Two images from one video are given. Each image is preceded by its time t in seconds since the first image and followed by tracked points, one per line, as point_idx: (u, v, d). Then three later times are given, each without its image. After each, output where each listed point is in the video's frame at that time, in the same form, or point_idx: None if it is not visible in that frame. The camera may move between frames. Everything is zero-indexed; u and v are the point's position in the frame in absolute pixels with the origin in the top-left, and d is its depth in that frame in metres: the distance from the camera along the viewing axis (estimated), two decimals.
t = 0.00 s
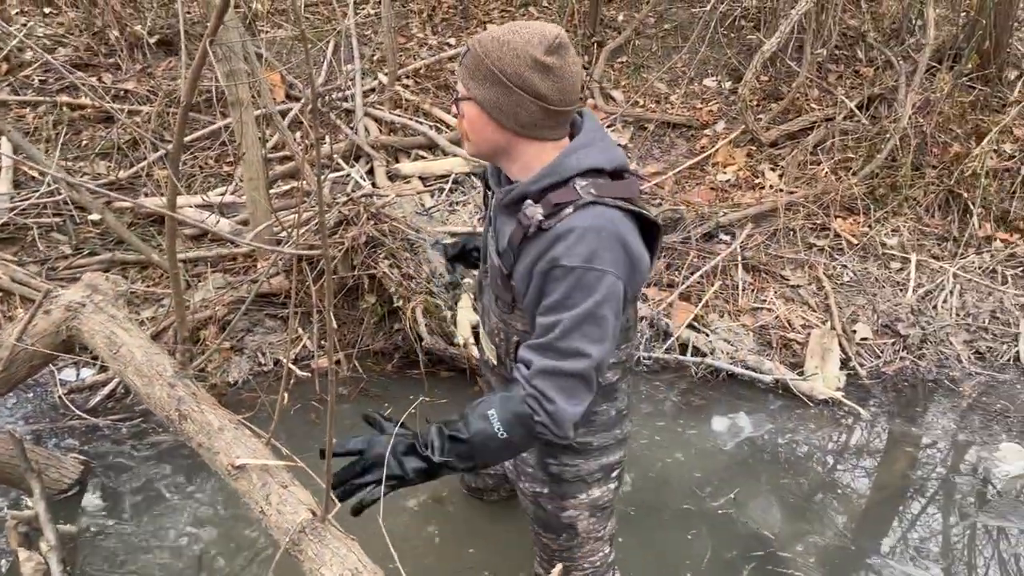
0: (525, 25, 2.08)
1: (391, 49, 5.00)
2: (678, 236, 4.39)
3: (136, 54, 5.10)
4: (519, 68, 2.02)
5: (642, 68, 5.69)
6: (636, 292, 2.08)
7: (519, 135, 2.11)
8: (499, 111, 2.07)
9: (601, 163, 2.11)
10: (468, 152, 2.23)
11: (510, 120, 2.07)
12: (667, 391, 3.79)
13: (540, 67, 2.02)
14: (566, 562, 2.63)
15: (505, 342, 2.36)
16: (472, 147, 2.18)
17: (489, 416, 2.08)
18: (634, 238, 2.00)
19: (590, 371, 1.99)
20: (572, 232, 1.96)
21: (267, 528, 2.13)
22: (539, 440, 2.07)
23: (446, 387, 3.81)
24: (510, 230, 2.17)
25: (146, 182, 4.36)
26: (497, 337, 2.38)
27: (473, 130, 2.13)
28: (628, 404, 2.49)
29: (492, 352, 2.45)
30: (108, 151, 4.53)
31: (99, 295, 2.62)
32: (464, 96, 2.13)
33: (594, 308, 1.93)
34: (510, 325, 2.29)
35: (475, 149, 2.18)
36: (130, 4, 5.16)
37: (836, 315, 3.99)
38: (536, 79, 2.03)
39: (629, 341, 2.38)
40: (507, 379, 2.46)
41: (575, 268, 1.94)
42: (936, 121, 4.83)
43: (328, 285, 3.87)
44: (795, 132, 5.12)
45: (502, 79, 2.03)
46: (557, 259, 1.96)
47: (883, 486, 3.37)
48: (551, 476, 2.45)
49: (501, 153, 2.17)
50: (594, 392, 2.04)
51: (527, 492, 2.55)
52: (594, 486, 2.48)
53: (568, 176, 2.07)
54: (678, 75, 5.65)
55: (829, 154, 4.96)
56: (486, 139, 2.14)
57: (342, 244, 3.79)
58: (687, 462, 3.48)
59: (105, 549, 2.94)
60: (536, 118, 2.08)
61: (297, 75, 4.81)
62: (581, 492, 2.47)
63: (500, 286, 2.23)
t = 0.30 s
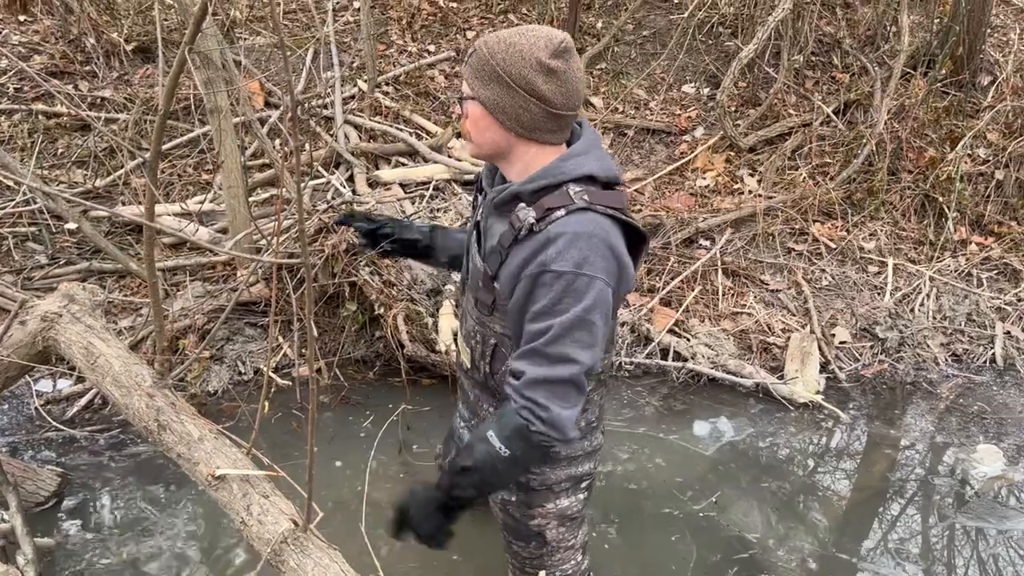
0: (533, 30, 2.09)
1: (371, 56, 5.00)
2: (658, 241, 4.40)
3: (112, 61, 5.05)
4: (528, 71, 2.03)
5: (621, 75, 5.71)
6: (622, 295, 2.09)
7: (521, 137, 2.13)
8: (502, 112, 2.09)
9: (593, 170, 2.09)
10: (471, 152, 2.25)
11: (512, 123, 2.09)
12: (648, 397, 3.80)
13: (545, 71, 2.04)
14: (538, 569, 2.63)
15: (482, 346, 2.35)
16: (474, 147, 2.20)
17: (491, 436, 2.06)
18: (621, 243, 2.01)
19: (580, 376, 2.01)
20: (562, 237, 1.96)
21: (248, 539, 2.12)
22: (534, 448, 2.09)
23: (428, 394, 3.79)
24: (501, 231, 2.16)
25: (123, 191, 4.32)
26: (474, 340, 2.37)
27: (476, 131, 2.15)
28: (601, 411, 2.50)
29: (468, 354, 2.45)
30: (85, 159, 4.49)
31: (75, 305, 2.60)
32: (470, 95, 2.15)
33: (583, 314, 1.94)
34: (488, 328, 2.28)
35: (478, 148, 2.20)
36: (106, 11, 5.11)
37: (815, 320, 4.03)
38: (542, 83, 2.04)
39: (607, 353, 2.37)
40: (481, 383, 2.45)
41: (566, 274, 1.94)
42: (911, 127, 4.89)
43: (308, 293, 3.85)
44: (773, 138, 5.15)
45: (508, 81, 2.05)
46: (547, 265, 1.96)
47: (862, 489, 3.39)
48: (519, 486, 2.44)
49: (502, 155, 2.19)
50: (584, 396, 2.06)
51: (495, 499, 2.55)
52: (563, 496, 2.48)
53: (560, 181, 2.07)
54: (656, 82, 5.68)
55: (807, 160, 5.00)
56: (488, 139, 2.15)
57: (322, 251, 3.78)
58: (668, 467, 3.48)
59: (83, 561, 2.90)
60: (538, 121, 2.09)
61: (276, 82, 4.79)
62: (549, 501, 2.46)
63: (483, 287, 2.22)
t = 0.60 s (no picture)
0: (527, 28, 2.11)
1: (356, 60, 4.99)
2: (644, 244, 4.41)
3: (95, 64, 5.03)
4: (523, 65, 2.04)
5: (606, 78, 5.72)
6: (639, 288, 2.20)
7: (521, 134, 2.13)
8: (504, 111, 2.09)
9: (608, 167, 2.18)
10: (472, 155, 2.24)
11: (512, 119, 2.09)
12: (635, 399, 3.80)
13: (543, 66, 2.05)
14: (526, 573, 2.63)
15: (484, 346, 2.33)
16: (475, 147, 2.20)
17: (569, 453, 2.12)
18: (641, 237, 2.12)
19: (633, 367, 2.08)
20: (598, 236, 2.03)
21: (233, 544, 2.11)
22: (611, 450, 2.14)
23: (414, 397, 3.79)
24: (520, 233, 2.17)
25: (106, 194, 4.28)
26: (476, 341, 2.34)
27: (477, 130, 2.16)
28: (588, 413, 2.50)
29: (463, 360, 2.43)
30: (67, 163, 4.45)
31: (57, 309, 2.58)
32: (471, 97, 2.15)
33: (633, 306, 2.03)
34: (495, 328, 2.26)
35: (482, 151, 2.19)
36: (88, 14, 5.08)
37: (799, 322, 4.05)
38: (540, 77, 2.05)
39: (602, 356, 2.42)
40: (480, 386, 2.47)
41: (611, 271, 2.01)
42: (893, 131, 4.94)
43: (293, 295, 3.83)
44: (756, 141, 5.18)
45: (508, 78, 2.06)
46: (592, 265, 2.01)
47: (845, 491, 3.41)
48: (519, 487, 2.51)
49: (503, 154, 2.19)
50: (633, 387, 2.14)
51: (494, 502, 2.60)
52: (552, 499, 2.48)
53: (580, 182, 2.13)
54: (641, 86, 5.70)
55: (791, 163, 5.04)
56: (491, 139, 2.15)
57: (307, 255, 3.76)
58: (653, 469, 3.49)
59: (65, 568, 2.87)
60: (539, 118, 2.10)
61: (260, 86, 4.77)
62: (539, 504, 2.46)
63: (493, 289, 2.19)
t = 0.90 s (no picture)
0: (508, 33, 2.12)
1: (350, 64, 4.99)
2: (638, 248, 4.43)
3: (87, 68, 5.02)
4: (507, 70, 2.06)
5: (599, 83, 5.74)
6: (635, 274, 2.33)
7: (511, 136, 2.13)
8: (493, 115, 2.10)
9: (609, 166, 2.23)
10: (464, 161, 2.24)
11: (501, 122, 2.10)
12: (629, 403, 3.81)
13: (526, 68, 2.06)
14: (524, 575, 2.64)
15: (497, 351, 2.31)
16: (466, 154, 2.21)
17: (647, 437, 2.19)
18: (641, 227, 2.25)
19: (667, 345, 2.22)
20: (624, 231, 2.11)
21: (228, 549, 2.11)
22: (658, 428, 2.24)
23: (407, 402, 3.78)
24: (538, 235, 2.18)
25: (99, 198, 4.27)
26: (487, 347, 2.32)
27: (467, 136, 2.16)
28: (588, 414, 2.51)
29: (471, 369, 2.39)
30: (59, 166, 4.44)
31: (50, 313, 2.58)
32: (459, 103, 2.15)
33: (664, 289, 2.16)
34: (510, 333, 2.25)
35: (474, 158, 2.20)
36: (81, 17, 5.07)
37: (791, 325, 4.07)
38: (525, 81, 2.06)
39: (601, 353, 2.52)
40: (493, 394, 2.42)
41: (643, 260, 2.11)
42: (884, 135, 4.97)
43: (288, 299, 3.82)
44: (749, 146, 5.21)
45: (494, 84, 2.07)
46: (628, 258, 2.09)
47: (837, 494, 3.42)
48: (531, 488, 2.55)
49: (494, 158, 2.20)
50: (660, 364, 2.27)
51: (505, 507, 2.61)
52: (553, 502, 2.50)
53: (590, 180, 2.18)
54: (634, 91, 5.72)
55: (783, 167, 5.06)
56: (483, 144, 2.16)
57: (301, 259, 3.75)
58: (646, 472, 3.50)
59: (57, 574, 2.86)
60: (528, 121, 2.11)
61: (253, 90, 4.77)
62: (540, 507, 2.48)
63: (509, 293, 2.18)
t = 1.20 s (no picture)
0: (497, 40, 2.12)
1: (349, 69, 5.00)
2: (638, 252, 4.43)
3: (87, 71, 5.03)
4: (498, 77, 2.06)
5: (598, 88, 5.75)
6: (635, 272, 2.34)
7: (507, 143, 2.14)
8: (487, 123, 2.10)
9: (606, 168, 2.23)
10: (460, 169, 2.24)
11: (496, 130, 2.10)
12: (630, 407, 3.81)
13: (519, 74, 2.06)
14: None
15: (501, 356, 2.31)
16: (462, 162, 2.21)
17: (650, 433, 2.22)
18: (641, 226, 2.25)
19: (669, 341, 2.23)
20: (624, 232, 2.11)
21: (230, 552, 2.11)
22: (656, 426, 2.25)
23: (407, 405, 3.79)
24: (538, 239, 2.18)
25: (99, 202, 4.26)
26: (490, 352, 2.32)
27: (462, 145, 2.16)
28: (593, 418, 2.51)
29: (475, 374, 2.40)
30: (58, 170, 4.44)
31: (51, 316, 2.58)
32: (453, 112, 2.16)
33: (665, 287, 2.16)
34: (512, 338, 2.26)
35: (469, 166, 2.20)
36: (81, 21, 5.07)
37: (790, 330, 4.08)
38: (516, 87, 2.06)
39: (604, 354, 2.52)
40: (496, 399, 2.43)
41: (645, 259, 2.12)
42: (883, 140, 4.98)
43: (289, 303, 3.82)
44: (748, 150, 5.22)
45: (485, 92, 2.07)
46: (630, 258, 2.10)
47: (836, 498, 3.43)
48: (536, 493, 2.56)
49: (491, 165, 2.20)
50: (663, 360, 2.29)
51: (508, 511, 2.62)
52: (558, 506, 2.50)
53: (589, 182, 2.19)
54: (633, 95, 5.73)
55: (782, 172, 5.07)
56: (478, 152, 2.16)
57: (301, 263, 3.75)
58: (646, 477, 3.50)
59: None
60: (521, 127, 2.11)
61: (252, 94, 4.77)
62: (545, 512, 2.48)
63: (512, 298, 2.18)
